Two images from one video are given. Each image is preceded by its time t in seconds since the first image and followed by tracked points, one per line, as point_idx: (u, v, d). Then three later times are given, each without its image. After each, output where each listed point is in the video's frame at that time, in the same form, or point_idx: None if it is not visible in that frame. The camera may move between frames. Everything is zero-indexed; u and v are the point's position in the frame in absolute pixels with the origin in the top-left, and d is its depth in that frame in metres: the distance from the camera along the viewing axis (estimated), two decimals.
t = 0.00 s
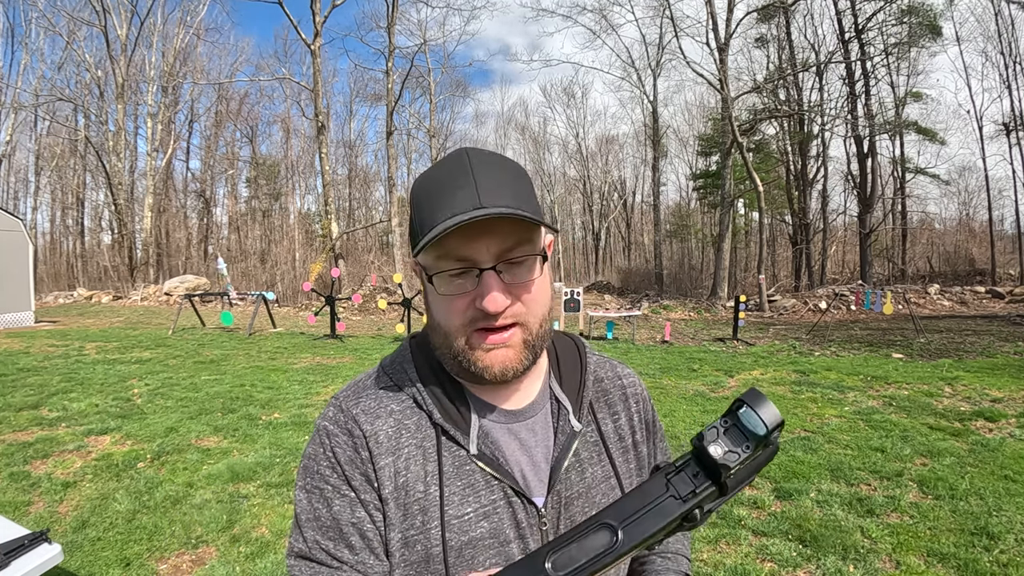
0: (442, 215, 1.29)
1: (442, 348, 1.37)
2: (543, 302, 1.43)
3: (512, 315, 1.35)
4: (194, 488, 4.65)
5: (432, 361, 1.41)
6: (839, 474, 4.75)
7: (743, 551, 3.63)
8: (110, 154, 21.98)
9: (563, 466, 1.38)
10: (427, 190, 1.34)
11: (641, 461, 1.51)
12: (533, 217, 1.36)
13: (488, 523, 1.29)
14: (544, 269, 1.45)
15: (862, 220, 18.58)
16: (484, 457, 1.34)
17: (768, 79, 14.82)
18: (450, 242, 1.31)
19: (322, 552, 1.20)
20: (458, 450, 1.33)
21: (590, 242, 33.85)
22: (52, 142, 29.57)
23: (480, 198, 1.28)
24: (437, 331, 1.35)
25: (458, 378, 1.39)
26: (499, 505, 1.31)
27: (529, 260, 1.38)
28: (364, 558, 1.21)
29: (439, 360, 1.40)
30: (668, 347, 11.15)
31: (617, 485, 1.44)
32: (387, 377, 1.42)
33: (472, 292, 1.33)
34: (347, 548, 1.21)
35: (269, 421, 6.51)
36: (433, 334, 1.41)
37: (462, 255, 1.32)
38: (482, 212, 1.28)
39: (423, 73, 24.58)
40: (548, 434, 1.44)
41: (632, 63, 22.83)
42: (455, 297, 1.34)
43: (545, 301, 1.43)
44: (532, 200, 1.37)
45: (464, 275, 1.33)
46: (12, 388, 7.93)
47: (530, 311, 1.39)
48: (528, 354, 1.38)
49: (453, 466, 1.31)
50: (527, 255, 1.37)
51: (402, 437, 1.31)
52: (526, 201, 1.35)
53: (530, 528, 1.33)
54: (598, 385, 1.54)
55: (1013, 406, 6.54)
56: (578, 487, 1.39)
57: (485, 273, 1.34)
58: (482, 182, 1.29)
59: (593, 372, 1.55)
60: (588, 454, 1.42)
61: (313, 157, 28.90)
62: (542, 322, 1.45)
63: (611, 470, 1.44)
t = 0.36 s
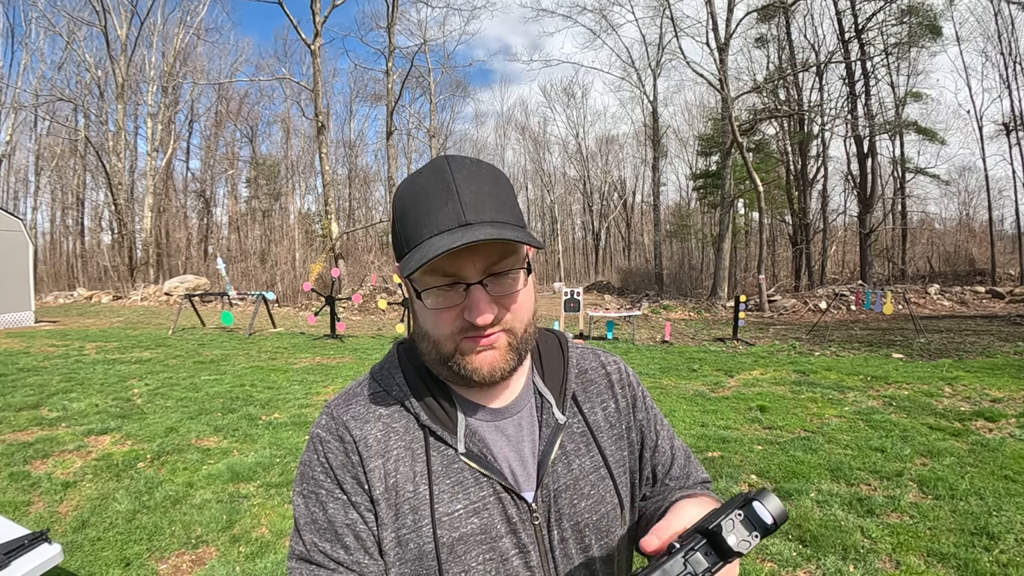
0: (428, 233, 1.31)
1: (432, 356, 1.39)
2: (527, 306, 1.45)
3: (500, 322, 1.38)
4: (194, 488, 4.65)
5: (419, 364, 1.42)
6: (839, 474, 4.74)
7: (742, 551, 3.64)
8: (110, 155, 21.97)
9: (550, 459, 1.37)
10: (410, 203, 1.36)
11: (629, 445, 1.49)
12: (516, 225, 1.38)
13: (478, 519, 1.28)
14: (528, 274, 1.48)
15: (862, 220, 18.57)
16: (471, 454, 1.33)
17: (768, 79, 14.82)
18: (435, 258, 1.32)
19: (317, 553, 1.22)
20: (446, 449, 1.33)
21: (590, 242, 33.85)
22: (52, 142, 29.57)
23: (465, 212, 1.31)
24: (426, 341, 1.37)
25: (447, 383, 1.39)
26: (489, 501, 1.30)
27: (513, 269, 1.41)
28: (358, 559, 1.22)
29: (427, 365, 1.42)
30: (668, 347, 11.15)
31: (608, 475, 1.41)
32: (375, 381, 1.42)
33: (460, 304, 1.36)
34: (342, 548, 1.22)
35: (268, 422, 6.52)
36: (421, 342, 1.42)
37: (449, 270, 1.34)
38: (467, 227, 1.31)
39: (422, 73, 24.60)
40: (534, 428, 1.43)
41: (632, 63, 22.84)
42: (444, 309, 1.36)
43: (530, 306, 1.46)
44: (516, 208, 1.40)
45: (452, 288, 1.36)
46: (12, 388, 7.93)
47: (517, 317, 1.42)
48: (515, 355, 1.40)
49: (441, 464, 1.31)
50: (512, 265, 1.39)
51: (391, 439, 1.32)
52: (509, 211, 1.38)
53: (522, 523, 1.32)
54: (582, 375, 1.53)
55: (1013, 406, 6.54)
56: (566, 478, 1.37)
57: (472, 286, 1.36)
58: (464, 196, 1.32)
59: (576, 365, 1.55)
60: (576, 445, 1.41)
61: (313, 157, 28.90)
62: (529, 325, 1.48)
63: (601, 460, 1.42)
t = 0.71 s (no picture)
0: (427, 242, 1.32)
1: (429, 356, 1.39)
2: (524, 311, 1.44)
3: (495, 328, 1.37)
4: (194, 488, 4.66)
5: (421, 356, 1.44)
6: (839, 474, 4.75)
7: (743, 551, 3.64)
8: (110, 155, 21.99)
9: (545, 446, 1.37)
10: (414, 209, 1.36)
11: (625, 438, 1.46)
12: (514, 238, 1.37)
13: (474, 497, 1.28)
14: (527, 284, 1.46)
15: (862, 220, 18.58)
16: (470, 435, 1.34)
17: (768, 80, 14.83)
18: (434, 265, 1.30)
19: (317, 507, 1.25)
20: (445, 430, 1.34)
21: (590, 241, 33.87)
22: (53, 142, 29.57)
23: (463, 225, 1.31)
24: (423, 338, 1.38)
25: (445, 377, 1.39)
26: (485, 481, 1.30)
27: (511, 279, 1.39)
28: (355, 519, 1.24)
29: (426, 361, 1.42)
30: (668, 347, 11.16)
31: (603, 465, 1.39)
32: (384, 366, 1.45)
33: (456, 308, 1.36)
34: (342, 505, 1.25)
35: (269, 422, 6.52)
36: (420, 343, 1.43)
37: (447, 277, 1.33)
38: (463, 239, 1.31)
39: (423, 73, 24.63)
40: (530, 417, 1.43)
41: (632, 63, 22.81)
42: (439, 313, 1.35)
43: (526, 311, 1.45)
44: (516, 222, 1.39)
45: (449, 294, 1.34)
46: (12, 388, 7.93)
47: (512, 323, 1.41)
48: (509, 358, 1.40)
49: (441, 444, 1.32)
50: (510, 274, 1.37)
51: (396, 415, 1.34)
52: (510, 224, 1.38)
53: (515, 506, 1.31)
54: (580, 369, 1.53)
55: (1013, 406, 6.54)
56: (561, 465, 1.35)
57: (468, 294, 1.35)
58: (466, 210, 1.31)
59: (574, 359, 1.54)
60: (571, 435, 1.40)
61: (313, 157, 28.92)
62: (527, 333, 1.46)
63: (597, 450, 1.40)
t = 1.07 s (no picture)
0: (438, 217, 1.39)
1: (434, 334, 1.47)
2: (523, 294, 1.51)
3: (494, 304, 1.44)
4: (194, 488, 4.66)
5: (427, 345, 1.51)
6: (839, 474, 4.74)
7: (742, 551, 3.64)
8: (110, 155, 21.95)
9: (546, 424, 1.47)
10: (427, 190, 1.45)
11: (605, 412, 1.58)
12: (520, 223, 1.46)
13: (502, 474, 1.35)
14: (525, 267, 1.53)
15: (862, 220, 18.56)
16: (488, 416, 1.42)
17: (768, 79, 14.80)
18: (441, 238, 1.41)
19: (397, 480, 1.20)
20: (466, 414, 1.41)
21: (590, 241, 33.87)
22: (52, 142, 29.53)
23: (473, 202, 1.38)
24: (430, 319, 1.44)
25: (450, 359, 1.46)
26: (509, 460, 1.38)
27: (511, 258, 1.48)
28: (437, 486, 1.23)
29: (431, 343, 1.49)
30: (668, 347, 11.15)
31: (596, 436, 1.52)
32: (391, 360, 1.51)
33: (460, 282, 1.44)
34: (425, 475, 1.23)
35: (268, 422, 6.52)
36: (426, 322, 1.51)
37: (453, 249, 1.42)
38: (473, 216, 1.38)
39: (422, 73, 24.59)
40: (528, 400, 1.52)
41: (632, 63, 22.74)
42: (443, 286, 1.44)
43: (524, 295, 1.52)
44: (521, 209, 1.47)
45: (454, 266, 1.43)
46: (12, 388, 7.92)
47: (511, 306, 1.48)
48: (507, 342, 1.46)
49: (464, 426, 1.39)
50: (511, 254, 1.47)
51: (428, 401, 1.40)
52: (516, 211, 1.46)
53: (532, 482, 1.39)
54: (562, 350, 1.65)
55: (1013, 406, 6.53)
56: (562, 441, 1.46)
57: (472, 267, 1.44)
58: (473, 188, 1.40)
59: (556, 342, 1.65)
60: (566, 412, 1.51)
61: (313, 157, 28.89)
62: (524, 316, 1.53)
63: (589, 424, 1.52)
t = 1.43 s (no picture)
0: (458, 217, 1.38)
1: (450, 335, 1.47)
2: (543, 297, 1.51)
3: (515, 307, 1.43)
4: (194, 488, 4.65)
5: (440, 350, 1.50)
6: (839, 474, 4.75)
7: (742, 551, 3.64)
8: (110, 155, 21.97)
9: (558, 442, 1.42)
10: (447, 190, 1.43)
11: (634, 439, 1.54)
12: (542, 225, 1.45)
13: (487, 492, 1.33)
14: (546, 269, 1.53)
15: (862, 220, 18.58)
16: (484, 433, 1.38)
17: (768, 79, 14.82)
18: (463, 239, 1.40)
19: (293, 495, 1.27)
20: (460, 428, 1.39)
21: (590, 242, 33.89)
22: (52, 142, 29.56)
23: (496, 202, 1.38)
24: (447, 321, 1.44)
25: (462, 364, 1.47)
26: (498, 477, 1.35)
27: (533, 261, 1.47)
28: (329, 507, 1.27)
29: (448, 347, 1.49)
30: (668, 347, 11.16)
31: (611, 460, 1.46)
32: (399, 364, 1.52)
33: (479, 284, 1.43)
34: (317, 493, 1.28)
35: (268, 422, 6.52)
36: (442, 323, 1.51)
37: (474, 250, 1.41)
38: (496, 217, 1.37)
39: (422, 74, 24.58)
40: (544, 414, 1.49)
41: (632, 63, 22.72)
42: (462, 288, 1.43)
43: (544, 298, 1.52)
44: (543, 211, 1.47)
45: (474, 268, 1.43)
46: (12, 388, 7.93)
47: (531, 306, 1.48)
48: (526, 343, 1.46)
49: (455, 441, 1.37)
50: (531, 257, 1.46)
51: (408, 413, 1.38)
52: (535, 210, 1.45)
53: (529, 500, 1.36)
54: (591, 369, 1.60)
55: (1013, 406, 6.53)
56: (574, 460, 1.42)
57: (493, 269, 1.43)
58: (496, 188, 1.39)
59: (584, 360, 1.62)
60: (583, 432, 1.46)
61: (313, 157, 28.90)
62: (543, 319, 1.52)
63: (606, 447, 1.47)
